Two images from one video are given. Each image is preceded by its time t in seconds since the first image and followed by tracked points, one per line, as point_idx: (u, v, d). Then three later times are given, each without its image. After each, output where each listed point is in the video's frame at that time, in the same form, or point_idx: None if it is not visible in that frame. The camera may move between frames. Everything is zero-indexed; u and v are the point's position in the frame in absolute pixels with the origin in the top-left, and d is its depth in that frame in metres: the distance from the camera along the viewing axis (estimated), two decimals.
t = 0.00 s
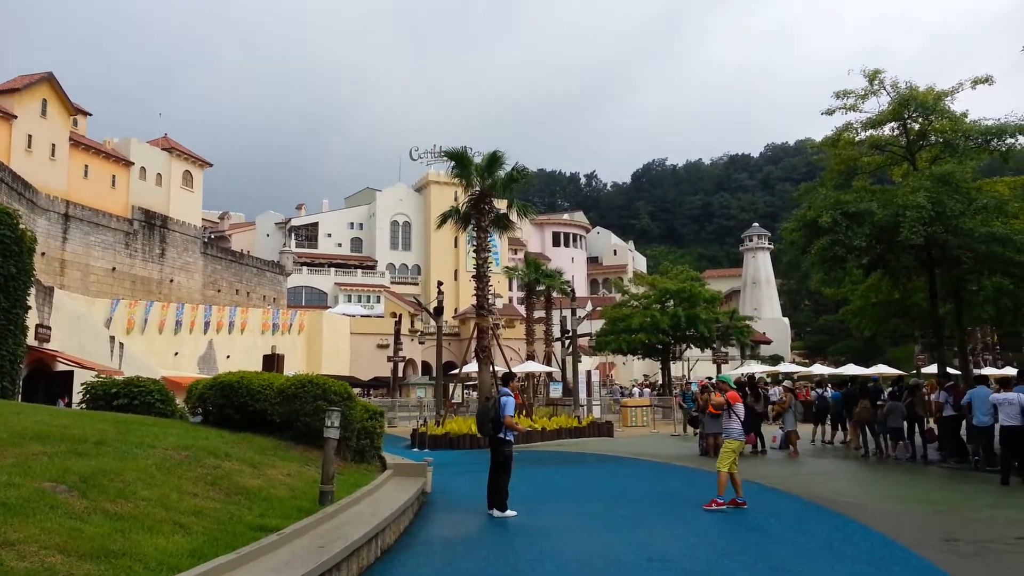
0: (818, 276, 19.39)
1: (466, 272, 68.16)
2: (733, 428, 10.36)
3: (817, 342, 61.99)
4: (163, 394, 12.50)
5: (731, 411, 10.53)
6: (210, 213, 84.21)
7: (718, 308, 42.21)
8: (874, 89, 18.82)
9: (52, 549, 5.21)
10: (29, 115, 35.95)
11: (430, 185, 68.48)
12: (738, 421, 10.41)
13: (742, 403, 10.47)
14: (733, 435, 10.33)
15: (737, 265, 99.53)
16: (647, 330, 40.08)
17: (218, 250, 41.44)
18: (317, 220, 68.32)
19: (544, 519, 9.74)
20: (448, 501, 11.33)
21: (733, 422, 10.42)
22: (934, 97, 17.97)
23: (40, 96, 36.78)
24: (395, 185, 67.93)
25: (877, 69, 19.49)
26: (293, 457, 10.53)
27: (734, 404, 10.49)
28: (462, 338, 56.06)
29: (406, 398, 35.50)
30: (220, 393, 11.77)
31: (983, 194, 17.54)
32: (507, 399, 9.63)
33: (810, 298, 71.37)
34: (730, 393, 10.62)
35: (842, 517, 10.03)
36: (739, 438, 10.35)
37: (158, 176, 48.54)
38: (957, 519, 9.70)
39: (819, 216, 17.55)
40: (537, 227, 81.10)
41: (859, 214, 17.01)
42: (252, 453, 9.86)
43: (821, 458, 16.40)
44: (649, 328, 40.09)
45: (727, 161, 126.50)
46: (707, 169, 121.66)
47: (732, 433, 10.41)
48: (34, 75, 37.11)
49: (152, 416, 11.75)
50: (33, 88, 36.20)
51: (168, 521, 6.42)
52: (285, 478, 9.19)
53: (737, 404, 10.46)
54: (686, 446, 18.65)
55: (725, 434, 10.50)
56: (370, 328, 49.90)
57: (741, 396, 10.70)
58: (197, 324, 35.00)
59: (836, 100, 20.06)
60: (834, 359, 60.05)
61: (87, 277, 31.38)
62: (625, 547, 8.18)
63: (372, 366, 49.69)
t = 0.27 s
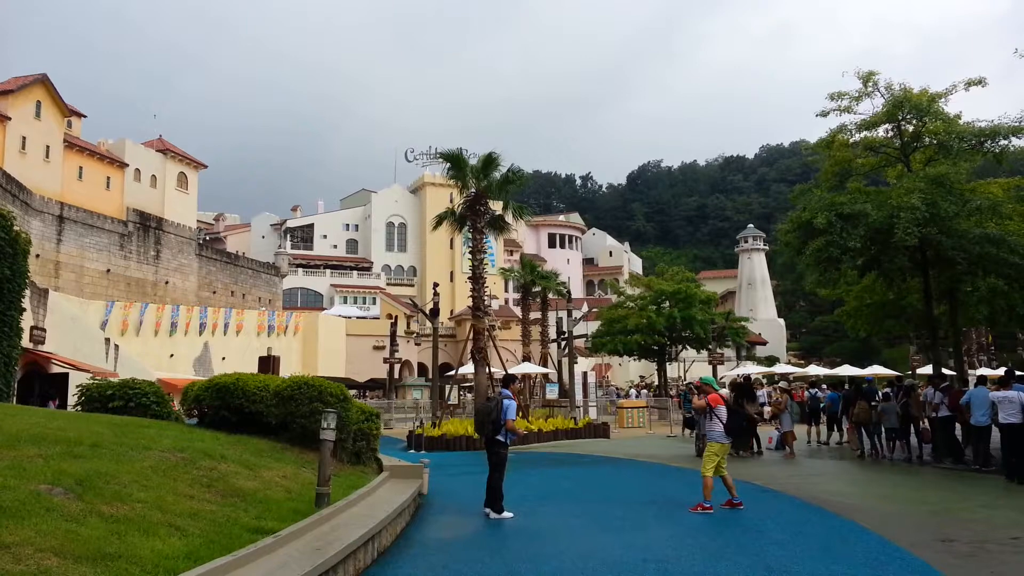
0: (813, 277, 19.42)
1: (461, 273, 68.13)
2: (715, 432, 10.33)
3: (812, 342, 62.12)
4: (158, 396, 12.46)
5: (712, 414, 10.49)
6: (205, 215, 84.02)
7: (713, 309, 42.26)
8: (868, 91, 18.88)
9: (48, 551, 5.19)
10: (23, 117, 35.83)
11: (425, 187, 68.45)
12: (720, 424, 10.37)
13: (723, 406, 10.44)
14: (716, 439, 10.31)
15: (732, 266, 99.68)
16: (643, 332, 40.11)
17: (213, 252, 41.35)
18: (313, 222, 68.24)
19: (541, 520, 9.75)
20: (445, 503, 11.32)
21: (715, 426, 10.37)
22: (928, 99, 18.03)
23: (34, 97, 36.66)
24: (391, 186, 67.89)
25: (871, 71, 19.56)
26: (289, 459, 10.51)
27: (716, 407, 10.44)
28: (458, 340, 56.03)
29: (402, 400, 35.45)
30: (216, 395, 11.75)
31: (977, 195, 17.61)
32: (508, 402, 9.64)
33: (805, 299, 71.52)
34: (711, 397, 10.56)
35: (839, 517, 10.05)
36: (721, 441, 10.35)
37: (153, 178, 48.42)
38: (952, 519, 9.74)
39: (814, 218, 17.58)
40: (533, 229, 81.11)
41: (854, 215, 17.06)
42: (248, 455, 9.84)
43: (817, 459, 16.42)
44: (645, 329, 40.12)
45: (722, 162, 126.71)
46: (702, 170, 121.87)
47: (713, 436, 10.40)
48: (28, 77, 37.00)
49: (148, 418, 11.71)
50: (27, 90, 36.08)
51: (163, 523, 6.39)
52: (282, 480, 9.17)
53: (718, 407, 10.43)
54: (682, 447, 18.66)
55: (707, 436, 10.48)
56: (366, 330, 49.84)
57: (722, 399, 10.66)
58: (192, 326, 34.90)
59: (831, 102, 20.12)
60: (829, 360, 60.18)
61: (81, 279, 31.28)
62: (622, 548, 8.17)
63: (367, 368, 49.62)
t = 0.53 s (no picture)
0: (805, 278, 19.49)
1: (454, 274, 68.10)
2: (702, 431, 10.38)
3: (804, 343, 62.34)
4: (149, 396, 12.41)
5: (698, 414, 10.55)
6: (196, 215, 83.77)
7: (705, 309, 42.35)
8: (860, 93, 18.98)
9: (38, 551, 5.17)
10: (14, 116, 35.66)
11: (418, 188, 68.39)
12: (706, 424, 10.42)
13: (708, 406, 10.52)
14: (703, 438, 10.37)
15: (725, 267, 99.93)
16: (636, 332, 40.19)
17: (205, 252, 41.22)
18: (305, 222, 68.11)
19: (532, 520, 9.76)
20: (437, 503, 11.32)
21: (701, 425, 10.43)
22: (919, 101, 18.13)
23: (26, 97, 36.49)
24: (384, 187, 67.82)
25: (863, 73, 19.67)
26: (281, 459, 10.49)
27: (701, 407, 10.51)
28: (451, 341, 56.02)
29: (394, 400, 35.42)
30: (207, 395, 11.72)
31: (968, 197, 17.72)
32: (499, 401, 9.64)
33: (797, 301, 71.79)
34: (696, 397, 10.63)
35: (830, 517, 10.09)
36: (709, 441, 10.40)
37: (144, 178, 48.24)
38: (942, 519, 9.80)
39: (805, 219, 17.66)
40: (526, 229, 81.14)
41: (845, 217, 17.14)
42: (239, 455, 9.82)
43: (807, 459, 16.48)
44: (637, 330, 40.20)
45: (714, 164, 127.04)
46: (695, 171, 122.17)
47: (700, 436, 10.44)
48: (20, 76, 36.83)
49: (138, 419, 11.66)
50: (18, 89, 35.91)
51: (153, 523, 6.38)
52: (273, 480, 9.15)
53: (703, 407, 10.50)
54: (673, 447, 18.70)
55: (694, 436, 10.52)
56: (358, 331, 49.77)
57: (707, 398, 10.73)
58: (184, 326, 34.78)
59: (823, 104, 20.21)
60: (820, 361, 60.40)
61: (72, 278, 31.14)
62: (614, 548, 8.18)
63: (360, 368, 49.55)
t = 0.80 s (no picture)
0: (797, 273, 19.55)
1: (447, 268, 68.04)
2: (694, 426, 10.43)
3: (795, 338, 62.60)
4: (140, 390, 12.37)
5: (690, 409, 10.60)
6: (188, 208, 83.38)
7: (697, 304, 42.47)
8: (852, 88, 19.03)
9: (29, 545, 5.15)
10: (4, 108, 35.38)
11: (411, 182, 68.24)
12: (698, 418, 10.47)
13: (700, 400, 10.57)
14: (696, 433, 10.41)
15: (716, 262, 100.20)
16: (628, 327, 40.28)
17: (196, 246, 41.05)
18: (297, 216, 67.91)
19: (525, 514, 9.78)
20: (429, 497, 11.33)
21: (693, 420, 10.48)
22: (911, 97, 18.19)
23: (16, 89, 36.21)
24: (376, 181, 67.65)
25: (855, 68, 19.72)
26: (273, 453, 10.48)
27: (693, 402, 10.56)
28: (443, 335, 56.02)
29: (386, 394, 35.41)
30: (199, 389, 11.69)
31: (959, 192, 17.81)
32: (488, 395, 9.64)
33: (789, 296, 72.07)
34: (688, 391, 10.69)
35: (821, 511, 10.15)
36: (701, 435, 10.44)
37: (136, 171, 47.97)
38: (931, 512, 9.87)
39: (798, 214, 17.71)
40: (519, 224, 81.11)
41: (837, 212, 17.19)
42: (231, 449, 9.79)
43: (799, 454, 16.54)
44: (630, 324, 40.29)
45: (707, 159, 127.25)
46: (687, 166, 122.34)
47: (692, 430, 10.49)
48: (9, 68, 36.53)
49: (130, 413, 11.63)
50: (8, 81, 35.63)
51: (145, 517, 6.36)
52: (265, 474, 9.14)
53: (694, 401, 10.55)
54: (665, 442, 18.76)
55: (687, 431, 10.57)
56: (350, 325, 49.70)
57: (699, 393, 10.79)
58: (175, 320, 34.65)
59: (815, 99, 20.25)
60: (811, 355, 60.69)
61: (63, 272, 30.97)
62: (606, 541, 8.22)
63: (352, 363, 49.50)
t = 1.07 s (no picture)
0: (793, 276, 19.55)
1: (444, 271, 68.01)
2: (692, 429, 10.41)
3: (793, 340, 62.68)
4: (137, 394, 12.34)
5: (688, 412, 10.58)
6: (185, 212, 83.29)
7: (695, 306, 42.50)
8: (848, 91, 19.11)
9: (25, 551, 5.13)
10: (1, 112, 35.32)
11: (408, 184, 68.24)
12: (696, 421, 10.46)
13: (697, 403, 10.55)
14: (693, 436, 10.40)
15: (714, 264, 100.29)
16: (626, 329, 40.29)
17: (193, 249, 40.98)
18: (294, 219, 67.87)
19: (522, 517, 9.77)
20: (427, 501, 11.31)
21: (691, 423, 10.46)
22: (907, 99, 18.23)
23: (12, 92, 36.15)
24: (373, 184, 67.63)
25: (851, 71, 19.76)
26: (270, 457, 10.46)
27: (690, 404, 10.54)
28: (441, 338, 56.00)
29: (384, 397, 35.39)
30: (196, 393, 11.67)
31: (955, 194, 17.86)
32: (483, 398, 9.62)
33: (786, 298, 72.17)
34: (686, 394, 10.67)
35: (819, 513, 10.15)
36: (699, 438, 10.43)
37: (132, 174, 47.90)
38: (928, 515, 9.89)
39: (794, 216, 17.73)
40: (516, 227, 81.14)
41: (833, 214, 17.21)
42: (228, 454, 9.78)
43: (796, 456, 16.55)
44: (627, 327, 40.30)
45: (704, 161, 127.38)
46: (684, 169, 122.50)
47: (690, 433, 10.47)
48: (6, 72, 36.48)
49: (126, 417, 11.59)
50: (5, 84, 35.58)
51: (142, 523, 6.34)
52: (262, 478, 9.13)
53: (692, 404, 10.53)
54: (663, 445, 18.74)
55: (685, 434, 10.56)
56: (348, 328, 49.67)
57: (696, 395, 10.76)
58: (172, 324, 34.58)
59: (811, 101, 20.30)
60: (809, 357, 60.75)
61: (60, 276, 30.91)
62: (603, 544, 8.23)
63: (349, 366, 49.45)
